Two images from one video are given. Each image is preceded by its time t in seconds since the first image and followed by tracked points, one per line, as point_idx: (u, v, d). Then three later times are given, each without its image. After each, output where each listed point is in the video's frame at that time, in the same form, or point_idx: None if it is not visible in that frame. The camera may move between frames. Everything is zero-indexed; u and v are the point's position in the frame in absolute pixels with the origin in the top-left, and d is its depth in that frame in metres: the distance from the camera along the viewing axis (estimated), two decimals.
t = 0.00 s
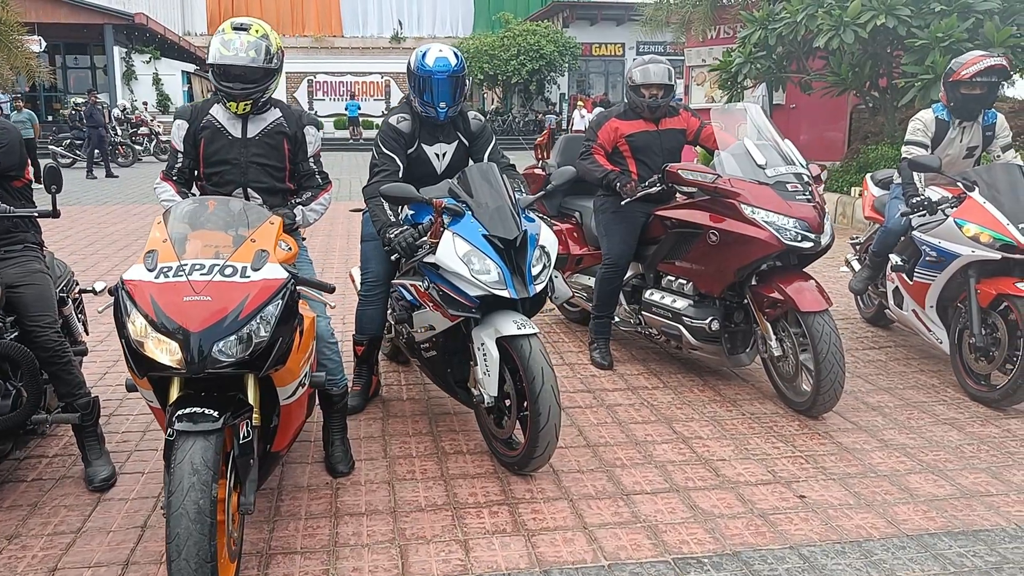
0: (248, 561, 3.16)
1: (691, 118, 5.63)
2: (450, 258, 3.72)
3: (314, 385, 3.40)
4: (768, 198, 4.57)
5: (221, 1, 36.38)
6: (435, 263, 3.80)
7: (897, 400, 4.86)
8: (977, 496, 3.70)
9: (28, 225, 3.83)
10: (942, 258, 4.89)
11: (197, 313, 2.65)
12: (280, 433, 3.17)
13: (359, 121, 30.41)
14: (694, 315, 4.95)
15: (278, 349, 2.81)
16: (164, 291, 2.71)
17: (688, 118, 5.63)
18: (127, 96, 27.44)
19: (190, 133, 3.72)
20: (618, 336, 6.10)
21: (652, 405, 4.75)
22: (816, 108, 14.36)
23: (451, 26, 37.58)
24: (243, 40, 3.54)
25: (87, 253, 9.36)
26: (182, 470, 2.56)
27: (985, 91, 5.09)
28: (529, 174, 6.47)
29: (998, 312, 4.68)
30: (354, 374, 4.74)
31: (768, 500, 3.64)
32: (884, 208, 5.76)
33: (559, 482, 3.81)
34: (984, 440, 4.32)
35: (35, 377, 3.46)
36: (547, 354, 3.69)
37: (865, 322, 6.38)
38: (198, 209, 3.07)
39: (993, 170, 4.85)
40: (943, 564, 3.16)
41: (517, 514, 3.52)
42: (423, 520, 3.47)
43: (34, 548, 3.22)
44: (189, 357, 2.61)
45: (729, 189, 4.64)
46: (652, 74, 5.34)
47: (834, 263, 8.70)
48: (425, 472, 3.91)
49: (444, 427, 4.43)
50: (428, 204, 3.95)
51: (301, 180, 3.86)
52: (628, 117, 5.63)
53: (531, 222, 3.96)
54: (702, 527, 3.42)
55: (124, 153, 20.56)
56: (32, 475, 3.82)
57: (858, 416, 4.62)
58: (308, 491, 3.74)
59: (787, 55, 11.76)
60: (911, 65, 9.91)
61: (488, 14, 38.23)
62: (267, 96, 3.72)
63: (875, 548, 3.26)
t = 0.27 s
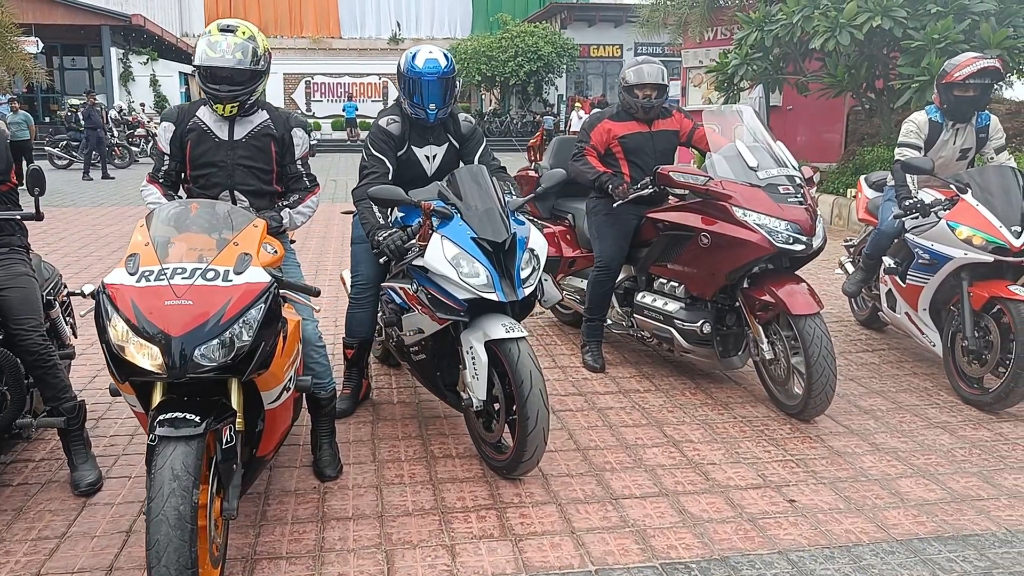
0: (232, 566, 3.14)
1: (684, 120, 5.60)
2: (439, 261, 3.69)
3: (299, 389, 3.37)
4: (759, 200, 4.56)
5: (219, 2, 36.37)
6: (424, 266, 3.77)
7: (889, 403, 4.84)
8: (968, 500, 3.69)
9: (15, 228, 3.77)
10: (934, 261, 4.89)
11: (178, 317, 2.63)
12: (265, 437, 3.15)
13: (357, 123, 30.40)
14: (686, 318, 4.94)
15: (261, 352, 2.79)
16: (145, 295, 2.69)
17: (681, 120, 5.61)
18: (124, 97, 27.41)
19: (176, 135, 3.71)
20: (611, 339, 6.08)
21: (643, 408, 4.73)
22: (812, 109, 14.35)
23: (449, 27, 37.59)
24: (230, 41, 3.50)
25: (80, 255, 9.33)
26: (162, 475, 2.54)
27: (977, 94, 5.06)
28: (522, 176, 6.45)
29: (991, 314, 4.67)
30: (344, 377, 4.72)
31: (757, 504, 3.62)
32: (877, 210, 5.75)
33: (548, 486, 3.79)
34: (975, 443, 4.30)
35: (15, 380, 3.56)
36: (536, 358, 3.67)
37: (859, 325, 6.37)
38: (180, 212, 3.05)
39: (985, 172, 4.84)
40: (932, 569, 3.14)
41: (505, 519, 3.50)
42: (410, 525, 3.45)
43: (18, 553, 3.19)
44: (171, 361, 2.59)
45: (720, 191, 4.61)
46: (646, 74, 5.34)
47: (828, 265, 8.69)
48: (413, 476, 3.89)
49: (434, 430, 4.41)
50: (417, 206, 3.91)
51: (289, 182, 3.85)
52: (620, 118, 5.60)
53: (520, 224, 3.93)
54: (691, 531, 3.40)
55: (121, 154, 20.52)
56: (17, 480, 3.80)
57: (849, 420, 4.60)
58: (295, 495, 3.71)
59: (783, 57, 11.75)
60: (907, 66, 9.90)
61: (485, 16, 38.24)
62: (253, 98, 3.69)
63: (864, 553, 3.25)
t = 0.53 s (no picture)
0: (216, 565, 3.12)
1: (676, 118, 5.57)
2: (426, 259, 3.66)
3: (285, 388, 3.36)
4: (749, 198, 4.54)
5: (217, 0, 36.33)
6: (411, 264, 3.74)
7: (880, 402, 4.83)
8: (957, 499, 3.67)
9: None
10: (925, 259, 4.85)
11: (159, 316, 2.61)
12: (249, 436, 3.14)
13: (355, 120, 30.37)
14: (676, 316, 4.92)
15: (242, 351, 2.77)
16: (125, 294, 2.67)
17: (673, 118, 5.57)
18: (121, 95, 27.37)
19: (161, 133, 3.69)
20: (603, 337, 6.07)
21: (634, 407, 4.72)
22: (809, 107, 14.34)
23: (447, 25, 37.57)
24: (215, 39, 3.50)
25: (74, 253, 9.32)
26: (141, 475, 2.54)
27: (970, 91, 5.05)
28: (514, 174, 6.43)
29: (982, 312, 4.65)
30: (334, 375, 4.70)
31: (745, 503, 3.61)
32: (870, 208, 5.73)
33: (536, 485, 3.78)
34: (966, 442, 4.29)
35: None
36: (523, 357, 3.65)
37: (852, 323, 6.35)
38: (162, 211, 3.04)
39: (977, 169, 4.82)
40: (919, 569, 3.13)
41: (492, 518, 3.48)
42: (395, 524, 3.44)
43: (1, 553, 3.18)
44: (151, 360, 2.57)
45: (711, 189, 4.60)
46: (638, 73, 5.31)
47: (823, 262, 8.68)
48: (400, 475, 3.88)
49: (423, 429, 4.39)
50: (404, 204, 3.88)
51: (276, 180, 3.84)
52: (612, 116, 5.58)
53: (509, 223, 3.90)
54: (678, 531, 3.38)
55: (117, 152, 20.49)
56: (3, 479, 3.78)
57: (840, 418, 4.59)
58: (282, 494, 3.70)
59: (779, 55, 11.73)
60: (903, 64, 9.88)
61: (484, 13, 38.22)
62: (240, 96, 3.68)
63: (851, 553, 3.24)
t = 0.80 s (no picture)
0: (197, 567, 3.11)
1: (666, 118, 5.59)
2: (411, 260, 3.65)
3: (267, 388, 3.33)
4: (738, 198, 4.53)
5: None
6: (396, 264, 3.72)
7: (869, 402, 4.82)
8: (943, 500, 3.66)
9: None
10: (915, 259, 4.83)
11: (137, 317, 2.60)
12: (231, 437, 3.12)
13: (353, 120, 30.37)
14: (665, 316, 4.91)
15: (221, 352, 2.76)
16: (103, 295, 2.66)
17: (663, 118, 5.60)
18: (118, 95, 27.35)
19: (145, 132, 3.69)
20: (593, 337, 6.05)
21: (622, 407, 4.71)
22: (805, 106, 14.34)
23: (445, 25, 37.59)
24: (200, 39, 3.49)
25: (68, 253, 9.32)
26: (117, 477, 2.52)
27: (960, 91, 5.03)
28: (505, 174, 6.41)
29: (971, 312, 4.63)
30: (321, 376, 4.69)
31: (730, 504, 3.60)
32: (860, 208, 5.72)
33: (521, 486, 3.77)
34: (954, 442, 4.27)
35: None
36: (508, 357, 3.63)
37: (844, 323, 6.34)
38: (141, 211, 3.02)
39: (966, 169, 4.80)
40: (903, 570, 3.12)
41: (475, 519, 3.47)
42: (379, 525, 3.42)
43: None
44: (128, 361, 2.56)
45: (699, 189, 4.58)
46: (629, 74, 5.31)
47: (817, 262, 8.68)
48: (386, 476, 3.87)
49: (410, 429, 4.38)
50: (389, 203, 3.86)
51: (260, 180, 3.84)
52: (602, 116, 5.58)
53: (495, 223, 3.88)
54: (662, 532, 3.37)
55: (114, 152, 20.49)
56: None
57: (829, 418, 4.57)
58: (266, 495, 3.68)
59: (774, 54, 11.73)
60: (897, 64, 9.88)
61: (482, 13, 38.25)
62: (224, 96, 3.69)
63: (835, 554, 3.23)
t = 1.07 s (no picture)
0: (175, 565, 3.10)
1: (654, 115, 5.56)
2: (393, 257, 3.64)
3: (247, 386, 3.33)
4: (723, 196, 4.52)
5: None
6: (379, 262, 3.70)
7: (856, 399, 4.81)
8: (925, 497, 3.66)
9: None
10: (902, 256, 4.84)
11: (111, 315, 2.59)
12: (211, 435, 3.12)
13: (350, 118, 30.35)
14: (651, 314, 4.91)
15: (197, 349, 2.75)
16: (77, 293, 2.65)
17: (651, 115, 5.57)
18: (115, 93, 27.32)
19: (126, 130, 3.68)
20: (582, 335, 6.05)
21: (608, 405, 4.71)
22: (799, 104, 14.35)
23: (443, 23, 37.58)
24: (184, 36, 3.48)
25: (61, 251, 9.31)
26: (91, 475, 2.52)
27: (947, 88, 5.03)
28: (495, 171, 6.39)
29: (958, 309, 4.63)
30: (307, 374, 4.68)
31: (713, 502, 3.60)
32: (849, 205, 5.72)
33: (504, 484, 3.76)
34: (939, 439, 4.26)
35: None
36: (491, 355, 3.62)
37: (834, 320, 6.34)
38: (117, 209, 3.02)
39: (953, 166, 4.80)
40: (882, 567, 3.11)
41: (457, 517, 3.47)
42: (360, 523, 3.42)
43: None
44: (103, 359, 2.55)
45: (685, 186, 4.58)
46: (616, 71, 5.30)
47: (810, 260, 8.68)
48: (369, 474, 3.86)
49: (395, 427, 4.38)
50: (372, 201, 3.84)
51: (242, 177, 3.84)
52: (590, 114, 5.59)
53: (479, 221, 3.87)
54: (643, 529, 3.37)
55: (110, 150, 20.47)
56: None
57: (815, 416, 4.56)
58: (248, 493, 3.67)
59: (769, 51, 11.72)
60: (890, 61, 9.88)
61: (479, 11, 38.23)
62: (207, 93, 3.69)
63: (815, 551, 3.22)
